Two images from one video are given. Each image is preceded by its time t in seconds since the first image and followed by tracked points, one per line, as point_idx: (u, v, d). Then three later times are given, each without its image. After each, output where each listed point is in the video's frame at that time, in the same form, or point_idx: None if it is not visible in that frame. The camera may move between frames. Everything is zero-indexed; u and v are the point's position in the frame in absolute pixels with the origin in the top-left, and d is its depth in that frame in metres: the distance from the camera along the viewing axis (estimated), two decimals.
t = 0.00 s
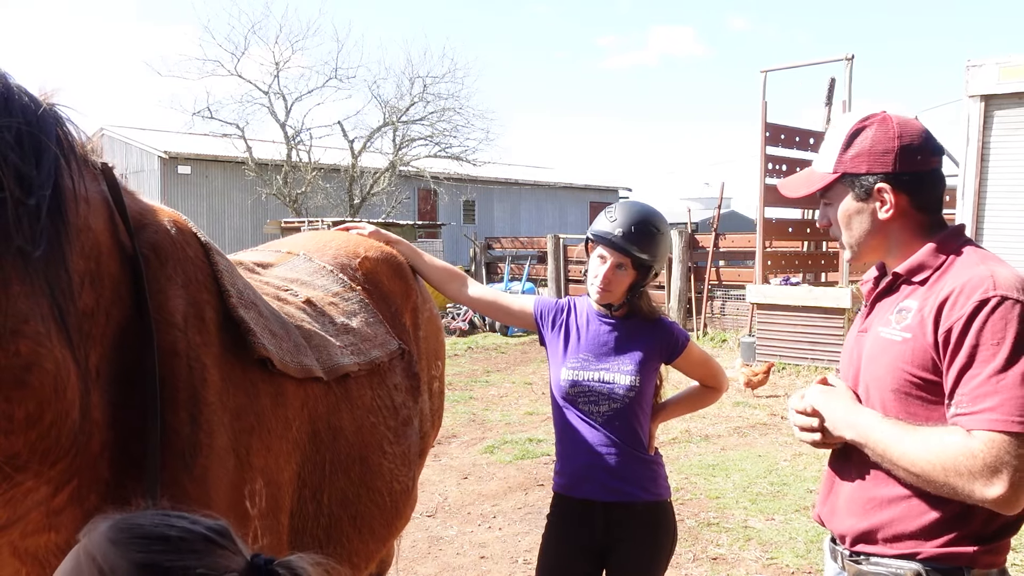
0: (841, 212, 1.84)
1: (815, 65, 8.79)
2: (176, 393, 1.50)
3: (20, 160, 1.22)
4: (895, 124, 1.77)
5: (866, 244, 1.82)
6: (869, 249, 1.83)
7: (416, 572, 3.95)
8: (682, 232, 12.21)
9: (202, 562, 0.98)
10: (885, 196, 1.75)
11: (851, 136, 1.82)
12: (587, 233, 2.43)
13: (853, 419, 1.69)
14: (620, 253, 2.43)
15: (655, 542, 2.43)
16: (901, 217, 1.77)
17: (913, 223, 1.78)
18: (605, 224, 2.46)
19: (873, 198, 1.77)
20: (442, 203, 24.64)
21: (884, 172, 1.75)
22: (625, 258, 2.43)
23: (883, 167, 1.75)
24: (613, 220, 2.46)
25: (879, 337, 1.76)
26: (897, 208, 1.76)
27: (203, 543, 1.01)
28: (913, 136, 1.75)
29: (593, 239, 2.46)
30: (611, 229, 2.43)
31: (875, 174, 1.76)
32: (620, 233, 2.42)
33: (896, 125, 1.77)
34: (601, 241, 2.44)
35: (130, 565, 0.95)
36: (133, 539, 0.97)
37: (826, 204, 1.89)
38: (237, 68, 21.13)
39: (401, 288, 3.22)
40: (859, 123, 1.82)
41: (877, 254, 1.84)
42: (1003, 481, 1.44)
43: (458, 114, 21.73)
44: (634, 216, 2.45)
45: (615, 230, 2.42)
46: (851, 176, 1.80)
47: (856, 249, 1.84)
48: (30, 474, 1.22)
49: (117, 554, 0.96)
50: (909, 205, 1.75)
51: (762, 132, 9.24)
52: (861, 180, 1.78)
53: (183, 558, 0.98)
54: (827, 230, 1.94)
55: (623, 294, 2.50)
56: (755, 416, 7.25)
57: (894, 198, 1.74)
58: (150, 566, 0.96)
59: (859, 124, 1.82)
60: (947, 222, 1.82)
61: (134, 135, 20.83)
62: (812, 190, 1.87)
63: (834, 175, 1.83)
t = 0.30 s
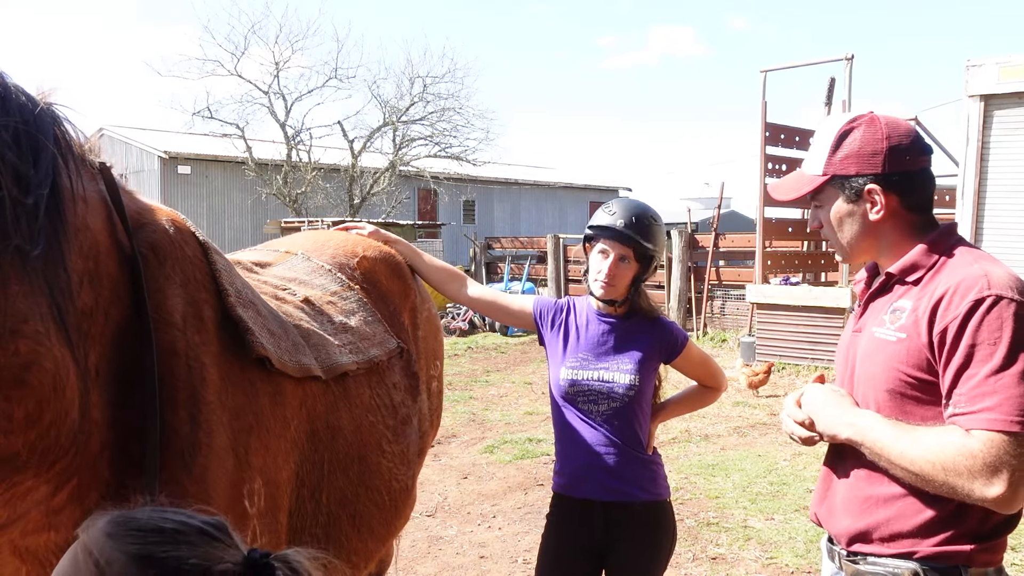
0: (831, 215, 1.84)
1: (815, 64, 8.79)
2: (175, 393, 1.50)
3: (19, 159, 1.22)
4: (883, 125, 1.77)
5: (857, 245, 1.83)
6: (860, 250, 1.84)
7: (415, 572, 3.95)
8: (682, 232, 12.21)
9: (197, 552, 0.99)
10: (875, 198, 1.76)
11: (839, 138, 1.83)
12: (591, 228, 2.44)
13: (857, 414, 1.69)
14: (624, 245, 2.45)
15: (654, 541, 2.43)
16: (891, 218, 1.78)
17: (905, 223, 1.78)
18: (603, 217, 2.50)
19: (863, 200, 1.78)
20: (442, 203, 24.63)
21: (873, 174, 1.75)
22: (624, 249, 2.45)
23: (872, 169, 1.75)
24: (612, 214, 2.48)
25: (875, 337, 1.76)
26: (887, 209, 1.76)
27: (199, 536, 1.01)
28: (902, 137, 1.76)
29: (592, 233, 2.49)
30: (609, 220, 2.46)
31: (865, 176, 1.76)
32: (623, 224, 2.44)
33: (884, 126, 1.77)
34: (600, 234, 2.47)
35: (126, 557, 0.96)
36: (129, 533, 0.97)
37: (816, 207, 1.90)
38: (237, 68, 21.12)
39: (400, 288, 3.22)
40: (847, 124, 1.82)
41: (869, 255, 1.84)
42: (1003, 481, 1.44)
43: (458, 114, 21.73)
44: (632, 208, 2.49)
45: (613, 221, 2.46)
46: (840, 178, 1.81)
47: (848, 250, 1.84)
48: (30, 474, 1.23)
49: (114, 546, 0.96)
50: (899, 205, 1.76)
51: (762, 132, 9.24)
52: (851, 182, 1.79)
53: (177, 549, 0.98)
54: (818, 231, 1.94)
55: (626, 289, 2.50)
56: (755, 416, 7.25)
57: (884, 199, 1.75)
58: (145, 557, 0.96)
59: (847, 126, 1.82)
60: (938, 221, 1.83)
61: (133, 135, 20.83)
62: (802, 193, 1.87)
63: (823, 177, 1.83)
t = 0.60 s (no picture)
0: (827, 215, 1.84)
1: (815, 65, 8.79)
2: (174, 392, 1.50)
3: (17, 159, 1.22)
4: (878, 125, 1.78)
5: (853, 246, 1.82)
6: (856, 252, 1.83)
7: (415, 572, 3.95)
8: (682, 232, 12.21)
9: (216, 549, 0.98)
10: (872, 198, 1.76)
11: (835, 139, 1.83)
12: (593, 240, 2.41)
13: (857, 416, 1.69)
14: (623, 240, 2.47)
15: (655, 541, 2.43)
16: (888, 219, 1.78)
17: (900, 224, 1.78)
18: (589, 224, 2.47)
19: (860, 200, 1.78)
20: (442, 203, 24.64)
21: (870, 174, 1.75)
22: (627, 243, 2.48)
23: (868, 169, 1.75)
24: (596, 219, 2.47)
25: (871, 339, 1.76)
26: (884, 210, 1.76)
27: (214, 533, 1.01)
28: (898, 138, 1.77)
29: (595, 241, 2.44)
30: (600, 223, 2.46)
31: (861, 176, 1.76)
32: (615, 223, 2.45)
33: (879, 127, 1.78)
34: (603, 239, 2.44)
35: (145, 555, 0.95)
36: (146, 531, 0.97)
37: (811, 208, 1.90)
38: (237, 69, 21.08)
39: (399, 288, 3.22)
40: (843, 125, 1.83)
41: (865, 256, 1.84)
42: (1002, 482, 1.44)
43: (458, 114, 21.74)
44: (606, 205, 2.50)
45: (606, 222, 2.46)
46: (837, 179, 1.81)
47: (844, 251, 1.84)
48: (29, 474, 1.23)
49: (131, 545, 0.95)
50: (896, 206, 1.76)
51: (762, 133, 9.24)
52: (847, 183, 1.79)
53: (196, 546, 0.97)
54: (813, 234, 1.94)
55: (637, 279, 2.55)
56: (755, 416, 7.25)
57: (881, 200, 1.75)
58: (163, 555, 0.96)
59: (843, 126, 1.83)
60: (934, 221, 1.83)
61: (133, 135, 20.83)
62: (798, 194, 1.88)
63: (820, 178, 1.83)
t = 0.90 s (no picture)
0: (835, 212, 1.82)
1: (814, 65, 8.79)
2: (172, 392, 1.50)
3: (15, 160, 1.22)
4: (879, 121, 1.81)
5: (861, 242, 1.82)
6: (863, 248, 1.82)
7: (415, 571, 3.95)
8: (682, 232, 12.21)
9: (212, 553, 0.99)
10: (885, 188, 1.76)
11: (839, 134, 1.83)
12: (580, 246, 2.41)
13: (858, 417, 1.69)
14: (611, 244, 2.48)
15: (655, 540, 2.43)
16: (895, 212, 1.79)
17: (904, 219, 1.80)
18: (576, 232, 2.47)
19: (871, 192, 1.77)
20: (442, 203, 24.64)
21: (882, 165, 1.76)
22: (615, 247, 2.49)
23: (879, 160, 1.76)
24: (581, 225, 2.48)
25: (869, 340, 1.77)
26: (895, 200, 1.77)
27: (210, 535, 1.01)
28: (899, 131, 1.80)
29: (584, 249, 2.44)
30: (588, 229, 2.46)
31: (873, 167, 1.76)
32: (600, 229, 2.46)
33: (880, 122, 1.81)
34: (592, 245, 2.44)
35: (139, 560, 0.95)
36: (140, 535, 0.97)
37: (814, 209, 1.88)
38: (237, 69, 21.03)
39: (398, 289, 3.22)
40: (845, 121, 1.84)
41: (869, 254, 1.84)
42: (1002, 484, 1.44)
43: (458, 114, 21.73)
44: (590, 211, 2.51)
45: (592, 228, 2.47)
46: (846, 172, 1.79)
47: (851, 247, 1.83)
48: (26, 473, 1.23)
49: (125, 549, 0.96)
50: (904, 198, 1.77)
51: (762, 133, 9.25)
52: (857, 176, 1.78)
53: (192, 550, 0.98)
54: (814, 234, 1.92)
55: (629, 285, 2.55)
56: (755, 416, 7.25)
57: (894, 190, 1.76)
58: (159, 560, 0.96)
59: (845, 122, 1.84)
60: (931, 220, 1.85)
61: (134, 135, 20.85)
62: (804, 193, 1.85)
63: (829, 172, 1.82)
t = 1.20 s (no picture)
0: (836, 213, 1.82)
1: (814, 65, 8.79)
2: (171, 392, 1.51)
3: (12, 161, 1.22)
4: (876, 120, 1.82)
5: (863, 241, 1.82)
6: (864, 248, 1.82)
7: (414, 571, 3.96)
8: (682, 232, 12.21)
9: (203, 555, 0.99)
10: (886, 186, 1.76)
11: (837, 133, 1.84)
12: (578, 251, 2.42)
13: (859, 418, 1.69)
14: (608, 248, 2.48)
15: (654, 540, 2.42)
16: (896, 211, 1.79)
17: (905, 218, 1.80)
18: (573, 236, 2.49)
19: (871, 191, 1.78)
20: (442, 203, 24.65)
21: (881, 163, 1.76)
22: (612, 249, 2.50)
23: (878, 159, 1.76)
24: (578, 231, 2.49)
25: (869, 340, 1.77)
26: (895, 199, 1.77)
27: (200, 536, 1.01)
28: (895, 130, 1.81)
29: (582, 254, 2.45)
30: (585, 234, 2.47)
31: (872, 166, 1.77)
32: (597, 233, 2.47)
33: (877, 122, 1.82)
34: (589, 251, 2.45)
35: (130, 562, 0.96)
36: (131, 537, 0.97)
37: (815, 210, 1.88)
38: (237, 69, 20.99)
39: (397, 289, 3.22)
40: (842, 121, 1.85)
41: (871, 255, 1.84)
42: (1003, 483, 1.44)
43: (458, 114, 21.73)
44: (585, 216, 2.53)
45: (589, 232, 2.48)
46: (846, 172, 1.80)
47: (854, 247, 1.83)
48: (26, 473, 1.24)
49: (116, 551, 0.96)
50: (905, 196, 1.78)
51: (762, 133, 9.25)
52: (858, 175, 1.78)
53: (182, 552, 0.98)
54: (816, 236, 1.92)
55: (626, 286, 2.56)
56: (754, 416, 7.26)
57: (894, 188, 1.76)
58: (150, 563, 0.96)
59: (842, 123, 1.85)
60: (930, 220, 1.85)
61: (134, 135, 20.87)
62: (804, 196, 1.85)
63: (828, 173, 1.82)
